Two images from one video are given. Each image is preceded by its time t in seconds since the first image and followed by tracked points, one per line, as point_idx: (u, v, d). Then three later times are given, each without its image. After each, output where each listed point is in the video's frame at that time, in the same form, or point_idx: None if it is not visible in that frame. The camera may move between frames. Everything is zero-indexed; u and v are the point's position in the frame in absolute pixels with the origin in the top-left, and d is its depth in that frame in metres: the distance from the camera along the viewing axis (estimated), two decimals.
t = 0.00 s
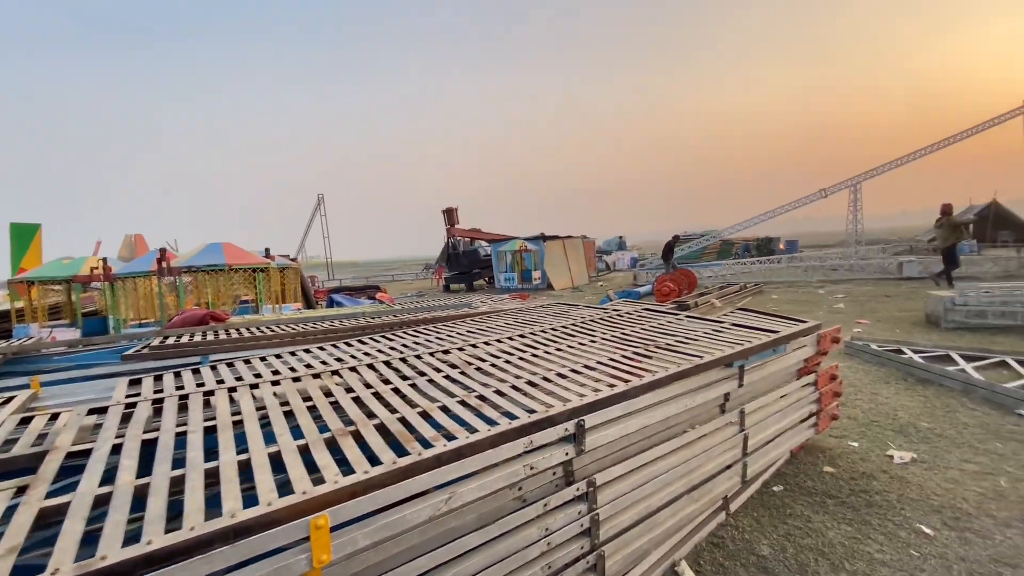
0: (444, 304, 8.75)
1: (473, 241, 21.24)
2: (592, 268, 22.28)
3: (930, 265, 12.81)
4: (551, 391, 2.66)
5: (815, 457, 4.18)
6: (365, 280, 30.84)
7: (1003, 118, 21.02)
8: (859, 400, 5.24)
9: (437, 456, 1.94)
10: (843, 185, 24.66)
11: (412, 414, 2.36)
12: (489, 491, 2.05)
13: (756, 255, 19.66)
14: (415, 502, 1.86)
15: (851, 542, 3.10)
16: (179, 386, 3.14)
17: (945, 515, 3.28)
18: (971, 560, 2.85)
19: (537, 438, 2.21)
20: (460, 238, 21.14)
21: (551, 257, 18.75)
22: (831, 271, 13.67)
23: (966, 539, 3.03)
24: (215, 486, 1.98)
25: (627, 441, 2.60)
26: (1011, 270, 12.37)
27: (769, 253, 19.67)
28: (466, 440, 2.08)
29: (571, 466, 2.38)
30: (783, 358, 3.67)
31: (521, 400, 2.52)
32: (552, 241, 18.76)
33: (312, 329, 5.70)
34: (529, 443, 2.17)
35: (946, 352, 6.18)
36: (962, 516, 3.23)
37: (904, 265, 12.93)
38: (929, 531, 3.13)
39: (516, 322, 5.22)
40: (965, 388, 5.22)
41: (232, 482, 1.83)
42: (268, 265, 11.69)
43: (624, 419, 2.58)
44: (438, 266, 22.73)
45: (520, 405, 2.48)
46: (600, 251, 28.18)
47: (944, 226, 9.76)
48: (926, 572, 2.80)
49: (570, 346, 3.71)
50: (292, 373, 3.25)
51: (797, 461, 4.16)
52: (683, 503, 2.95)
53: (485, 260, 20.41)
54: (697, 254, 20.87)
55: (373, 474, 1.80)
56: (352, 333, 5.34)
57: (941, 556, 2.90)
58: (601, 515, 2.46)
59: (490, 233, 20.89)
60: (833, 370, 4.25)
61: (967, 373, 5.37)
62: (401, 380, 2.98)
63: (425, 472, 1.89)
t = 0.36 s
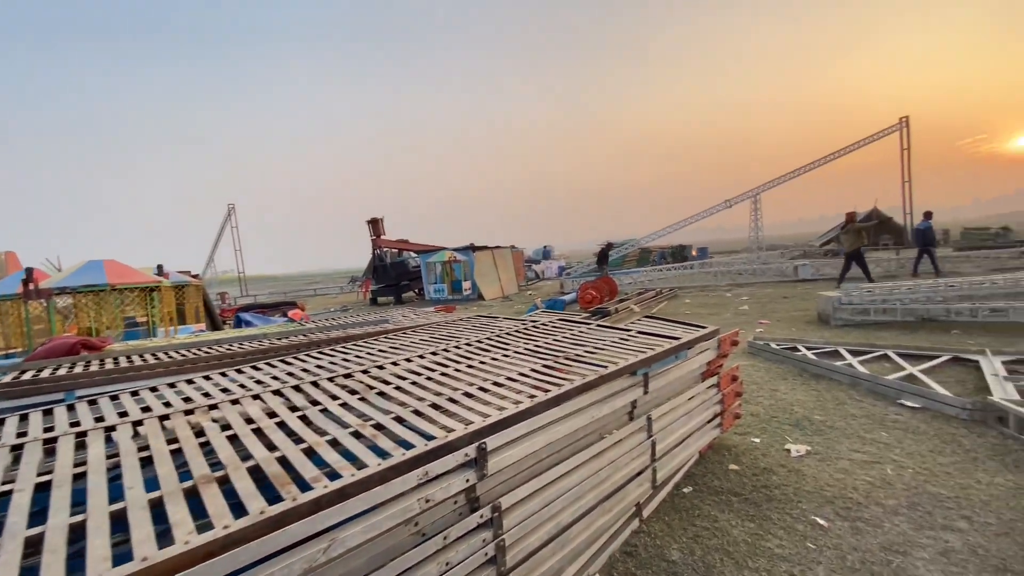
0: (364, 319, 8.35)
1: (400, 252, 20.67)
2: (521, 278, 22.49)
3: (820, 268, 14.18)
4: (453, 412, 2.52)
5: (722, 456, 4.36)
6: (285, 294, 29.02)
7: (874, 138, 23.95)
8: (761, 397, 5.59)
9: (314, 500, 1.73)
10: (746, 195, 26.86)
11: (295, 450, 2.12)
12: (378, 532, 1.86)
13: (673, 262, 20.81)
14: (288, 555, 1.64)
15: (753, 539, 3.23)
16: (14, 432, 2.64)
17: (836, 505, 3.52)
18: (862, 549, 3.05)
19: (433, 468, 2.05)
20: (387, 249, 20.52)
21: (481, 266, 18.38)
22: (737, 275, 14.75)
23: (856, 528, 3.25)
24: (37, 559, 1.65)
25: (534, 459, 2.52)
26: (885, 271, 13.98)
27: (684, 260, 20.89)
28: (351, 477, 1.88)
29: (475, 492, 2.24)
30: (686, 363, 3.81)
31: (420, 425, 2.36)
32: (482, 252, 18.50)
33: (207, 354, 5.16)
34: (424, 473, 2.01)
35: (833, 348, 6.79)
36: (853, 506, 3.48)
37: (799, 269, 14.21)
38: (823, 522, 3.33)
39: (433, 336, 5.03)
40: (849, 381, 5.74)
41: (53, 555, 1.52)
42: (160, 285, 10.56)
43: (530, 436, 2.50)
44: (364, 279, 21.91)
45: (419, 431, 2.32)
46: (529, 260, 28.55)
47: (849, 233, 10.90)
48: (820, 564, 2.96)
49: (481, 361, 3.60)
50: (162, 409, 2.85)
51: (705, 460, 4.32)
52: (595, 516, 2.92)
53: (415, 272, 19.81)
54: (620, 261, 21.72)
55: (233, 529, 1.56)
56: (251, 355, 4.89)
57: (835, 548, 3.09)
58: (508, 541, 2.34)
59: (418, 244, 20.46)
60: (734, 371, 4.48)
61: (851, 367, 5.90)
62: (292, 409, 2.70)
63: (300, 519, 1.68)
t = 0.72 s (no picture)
0: (276, 341, 7.77)
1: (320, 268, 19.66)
2: (450, 293, 22.21)
3: (726, 279, 15.28)
4: (350, 447, 2.33)
5: (637, 466, 4.46)
6: (190, 315, 26.52)
7: (769, 161, 26.48)
8: (674, 405, 5.83)
9: (168, 564, 1.49)
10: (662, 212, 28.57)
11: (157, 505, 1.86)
12: None
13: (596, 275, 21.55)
14: None
15: (665, 550, 3.29)
16: None
17: (741, 508, 3.69)
18: (763, 550, 3.20)
19: (320, 514, 1.85)
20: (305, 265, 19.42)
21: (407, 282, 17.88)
22: (654, 287, 15.53)
23: (758, 530, 3.42)
24: None
25: (440, 491, 2.38)
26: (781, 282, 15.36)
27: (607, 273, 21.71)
28: (219, 532, 1.66)
29: (373, 534, 2.06)
30: (599, 377, 3.86)
31: (310, 465, 2.15)
32: (408, 267, 18.05)
33: (77, 387, 4.51)
34: (308, 521, 1.81)
35: (737, 355, 7.27)
36: (756, 508, 3.67)
37: (708, 280, 15.24)
38: (729, 527, 3.47)
39: (346, 357, 4.74)
40: (751, 386, 6.15)
41: None
42: (29, 311, 9.12)
43: (435, 467, 2.37)
44: (281, 297, 20.56)
45: (307, 471, 2.11)
46: (457, 275, 28.32)
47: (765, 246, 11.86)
48: (726, 569, 3.07)
49: (390, 385, 3.41)
50: None
51: (622, 472, 4.39)
52: (511, 542, 2.81)
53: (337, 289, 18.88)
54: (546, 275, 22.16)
55: None
56: (131, 387, 4.32)
57: (740, 551, 3.22)
58: None
59: (340, 260, 19.57)
60: (646, 382, 4.62)
61: (752, 373, 6.33)
62: (163, 455, 2.39)
63: None
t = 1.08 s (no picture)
0: (201, 356, 7.26)
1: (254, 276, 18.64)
2: (393, 302, 21.71)
3: (663, 288, 15.92)
4: (270, 474, 2.20)
5: (576, 475, 4.52)
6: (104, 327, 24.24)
7: (703, 175, 27.99)
8: (612, 413, 5.96)
9: None
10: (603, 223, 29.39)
11: (40, 550, 1.66)
12: None
13: (541, 284, 21.82)
14: None
15: (600, 560, 3.34)
16: None
17: (672, 514, 3.82)
18: (692, 555, 3.33)
19: (230, 552, 1.73)
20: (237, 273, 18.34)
21: (348, 291, 17.30)
22: (596, 295, 15.93)
23: (687, 535, 3.55)
24: None
25: (368, 516, 2.29)
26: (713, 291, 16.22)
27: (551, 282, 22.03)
28: None
29: (292, 568, 1.94)
30: (537, 389, 3.89)
31: (223, 496, 2.01)
32: (349, 276, 17.47)
33: None
34: (217, 560, 1.68)
35: (672, 362, 7.57)
36: (686, 513, 3.81)
37: (646, 289, 15.83)
38: (661, 533, 3.58)
39: (275, 374, 4.50)
40: (684, 392, 6.41)
41: None
42: None
43: (362, 492, 2.28)
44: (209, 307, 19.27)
45: (219, 504, 1.97)
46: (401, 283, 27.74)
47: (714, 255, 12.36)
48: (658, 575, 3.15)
49: (320, 404, 3.25)
50: None
51: (561, 482, 4.42)
52: (446, 564, 2.75)
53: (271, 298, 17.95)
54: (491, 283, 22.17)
55: None
56: (23, 412, 3.86)
57: (671, 557, 3.32)
58: None
59: (275, 268, 18.63)
60: (584, 392, 4.69)
61: (685, 380, 6.62)
62: (53, 491, 2.15)
63: None
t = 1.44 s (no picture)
0: (161, 360, 7.02)
1: (217, 278, 18.09)
2: (364, 303, 21.43)
3: (632, 289, 16.24)
4: (231, 482, 2.18)
5: (544, 474, 4.59)
6: (56, 331, 23.09)
7: (671, 178, 28.67)
8: (581, 411, 6.07)
9: None
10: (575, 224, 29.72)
11: None
12: None
13: (514, 284, 21.92)
14: None
15: (566, 556, 3.42)
16: None
17: (636, 509, 3.93)
18: (654, 548, 3.45)
19: (190, 559, 1.72)
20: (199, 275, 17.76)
21: (317, 292, 16.97)
22: (568, 295, 16.11)
23: (649, 529, 3.67)
24: None
25: (333, 520, 2.30)
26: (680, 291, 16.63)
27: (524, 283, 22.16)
28: None
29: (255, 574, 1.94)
30: (506, 390, 3.94)
31: (183, 505, 1.98)
32: (318, 277, 17.15)
33: None
34: (176, 568, 1.67)
35: (639, 361, 7.75)
36: (649, 507, 3.93)
37: (616, 290, 16.12)
38: (624, 528, 3.69)
39: (239, 378, 4.41)
40: (650, 390, 6.58)
41: None
42: None
43: (326, 496, 2.28)
44: (170, 309, 18.58)
45: (179, 513, 1.95)
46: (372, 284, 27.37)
47: (695, 255, 12.63)
48: (622, 569, 3.25)
49: (285, 409, 3.22)
50: None
51: (530, 482, 4.48)
52: (413, 565, 2.77)
53: (236, 300, 17.45)
54: (463, 284, 22.13)
55: None
56: None
57: (634, 551, 3.43)
58: None
59: (240, 269, 18.13)
60: (552, 392, 4.77)
61: (651, 378, 6.79)
62: None
63: None
